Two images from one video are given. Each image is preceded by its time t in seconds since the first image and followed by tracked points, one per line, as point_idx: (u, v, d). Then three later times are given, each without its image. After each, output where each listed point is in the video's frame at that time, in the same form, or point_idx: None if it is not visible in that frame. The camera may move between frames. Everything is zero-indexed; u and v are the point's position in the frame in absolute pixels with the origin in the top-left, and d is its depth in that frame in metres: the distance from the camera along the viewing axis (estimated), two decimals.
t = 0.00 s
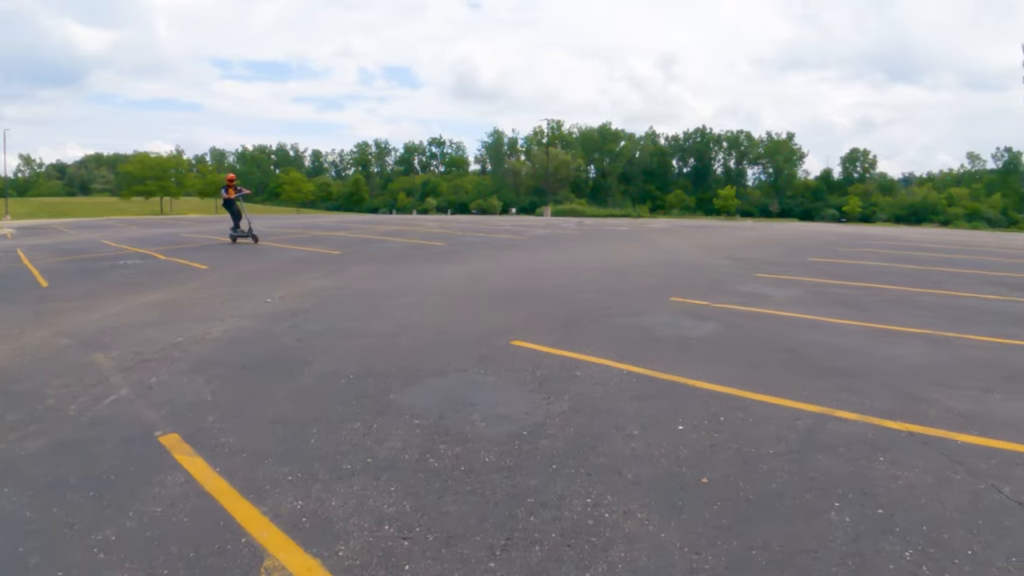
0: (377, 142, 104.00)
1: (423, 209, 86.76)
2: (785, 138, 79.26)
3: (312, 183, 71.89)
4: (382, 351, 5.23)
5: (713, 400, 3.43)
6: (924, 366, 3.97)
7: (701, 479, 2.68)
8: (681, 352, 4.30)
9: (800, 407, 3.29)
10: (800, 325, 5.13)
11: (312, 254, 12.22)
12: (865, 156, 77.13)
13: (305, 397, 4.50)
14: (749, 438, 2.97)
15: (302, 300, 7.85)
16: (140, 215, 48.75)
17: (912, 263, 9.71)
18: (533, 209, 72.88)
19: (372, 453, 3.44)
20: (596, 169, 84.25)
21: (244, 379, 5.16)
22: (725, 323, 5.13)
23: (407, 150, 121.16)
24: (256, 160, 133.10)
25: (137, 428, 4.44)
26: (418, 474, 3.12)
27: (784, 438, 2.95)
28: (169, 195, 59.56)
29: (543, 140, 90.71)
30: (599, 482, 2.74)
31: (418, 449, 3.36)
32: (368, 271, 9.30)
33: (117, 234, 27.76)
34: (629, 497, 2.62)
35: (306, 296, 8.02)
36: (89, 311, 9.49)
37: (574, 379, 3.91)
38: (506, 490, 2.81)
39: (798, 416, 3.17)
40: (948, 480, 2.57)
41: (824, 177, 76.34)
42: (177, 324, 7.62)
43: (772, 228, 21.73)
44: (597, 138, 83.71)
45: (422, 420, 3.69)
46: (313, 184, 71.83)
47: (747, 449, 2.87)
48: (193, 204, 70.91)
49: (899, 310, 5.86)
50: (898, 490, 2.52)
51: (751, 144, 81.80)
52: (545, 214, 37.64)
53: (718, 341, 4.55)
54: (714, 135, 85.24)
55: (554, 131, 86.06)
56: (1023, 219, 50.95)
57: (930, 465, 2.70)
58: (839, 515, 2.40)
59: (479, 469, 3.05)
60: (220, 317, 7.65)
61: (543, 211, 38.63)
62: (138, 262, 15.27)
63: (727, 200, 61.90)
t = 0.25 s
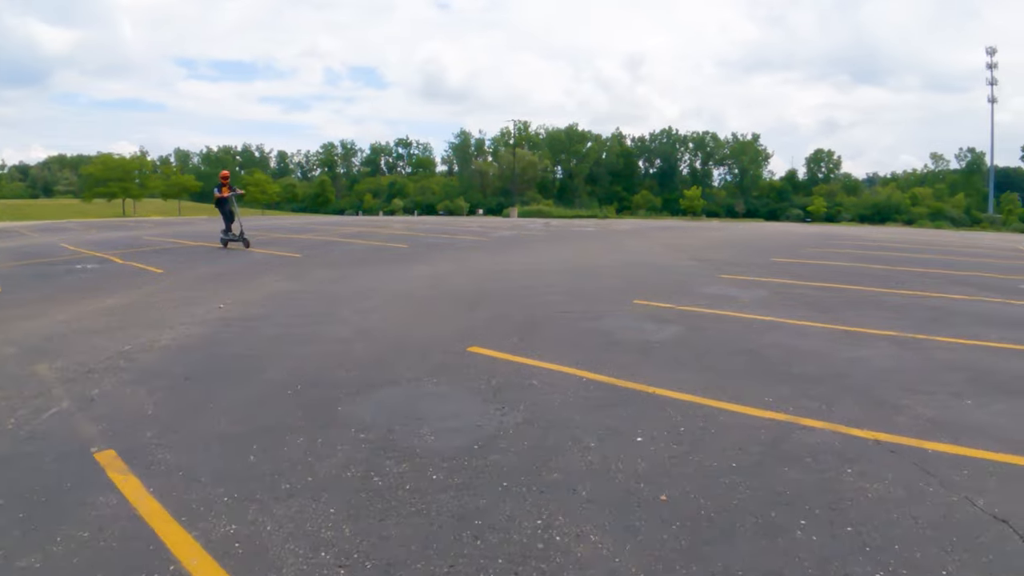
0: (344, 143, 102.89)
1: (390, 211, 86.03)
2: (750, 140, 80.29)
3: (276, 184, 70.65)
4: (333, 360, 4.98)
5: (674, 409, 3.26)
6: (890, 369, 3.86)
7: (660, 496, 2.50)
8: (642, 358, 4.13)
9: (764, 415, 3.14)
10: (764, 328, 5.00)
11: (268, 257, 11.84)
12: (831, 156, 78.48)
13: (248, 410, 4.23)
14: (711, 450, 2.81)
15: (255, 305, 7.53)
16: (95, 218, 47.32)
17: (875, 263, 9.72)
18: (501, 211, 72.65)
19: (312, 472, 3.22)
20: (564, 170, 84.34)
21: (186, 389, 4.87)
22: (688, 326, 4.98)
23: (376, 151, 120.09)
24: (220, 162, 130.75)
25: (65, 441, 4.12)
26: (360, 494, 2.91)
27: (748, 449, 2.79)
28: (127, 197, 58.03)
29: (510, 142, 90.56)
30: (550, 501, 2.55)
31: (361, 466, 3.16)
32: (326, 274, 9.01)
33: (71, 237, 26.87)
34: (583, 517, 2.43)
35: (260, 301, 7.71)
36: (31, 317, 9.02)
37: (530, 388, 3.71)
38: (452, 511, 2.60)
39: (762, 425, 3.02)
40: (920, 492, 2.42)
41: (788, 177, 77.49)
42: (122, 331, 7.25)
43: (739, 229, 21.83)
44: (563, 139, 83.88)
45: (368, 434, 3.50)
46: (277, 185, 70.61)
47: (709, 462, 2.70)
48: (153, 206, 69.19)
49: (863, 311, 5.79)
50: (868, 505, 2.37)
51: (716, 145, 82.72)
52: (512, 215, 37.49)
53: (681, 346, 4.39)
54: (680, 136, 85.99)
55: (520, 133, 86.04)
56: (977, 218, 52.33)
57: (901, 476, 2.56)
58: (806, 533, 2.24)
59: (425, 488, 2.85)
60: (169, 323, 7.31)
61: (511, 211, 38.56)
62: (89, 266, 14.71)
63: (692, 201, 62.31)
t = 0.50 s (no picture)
0: (309, 145, 101.58)
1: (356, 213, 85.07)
2: (714, 141, 81.16)
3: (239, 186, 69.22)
4: (280, 376, 4.71)
5: (635, 425, 3.08)
6: (857, 378, 3.74)
7: (616, 525, 2.33)
8: (604, 368, 3.95)
9: (727, 429, 2.99)
10: (728, 335, 4.87)
11: (222, 264, 11.42)
12: (796, 156, 79.61)
13: (185, 431, 3.96)
14: (672, 471, 2.64)
15: (206, 314, 7.20)
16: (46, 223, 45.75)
17: (839, 265, 9.73)
18: (468, 213, 72.23)
19: (247, 501, 3.00)
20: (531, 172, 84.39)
21: (123, 407, 4.56)
22: (651, 334, 4.82)
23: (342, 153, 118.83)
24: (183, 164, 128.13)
25: None
26: (296, 527, 2.69)
27: (711, 470, 2.63)
28: (82, 202, 56.34)
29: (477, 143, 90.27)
30: (498, 534, 2.36)
31: (300, 495, 2.96)
32: (282, 281, 8.70)
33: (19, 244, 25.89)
34: (534, 552, 2.23)
35: (211, 310, 7.38)
36: None
37: (485, 404, 3.52)
38: (391, 546, 2.39)
39: (726, 442, 2.86)
40: (893, 516, 2.29)
41: (752, 178, 78.50)
42: (62, 344, 6.86)
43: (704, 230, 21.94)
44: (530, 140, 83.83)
45: (309, 457, 3.34)
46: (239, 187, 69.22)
47: (670, 485, 2.54)
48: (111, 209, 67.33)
49: (827, 316, 5.71)
50: (839, 531, 2.22)
51: (681, 145, 83.44)
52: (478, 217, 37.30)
53: (643, 355, 4.22)
54: (646, 137, 86.54)
55: (486, 134, 85.86)
56: (937, 217, 53.48)
57: (874, 497, 2.42)
58: (772, 565, 2.08)
59: (366, 521, 2.64)
60: (114, 335, 6.95)
61: (479, 214, 38.41)
62: (34, 274, 14.08)
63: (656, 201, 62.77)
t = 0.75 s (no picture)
0: (267, 145, 99.59)
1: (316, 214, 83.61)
2: (676, 140, 81.79)
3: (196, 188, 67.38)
4: (222, 394, 4.48)
5: (587, 449, 3.06)
6: (813, 397, 3.75)
7: (564, 567, 2.26)
8: (558, 385, 3.87)
9: (683, 453, 3.02)
10: (684, 344, 4.84)
11: (167, 271, 10.97)
12: (757, 159, 80.68)
13: (114, 460, 3.67)
14: (624, 503, 2.61)
15: (151, 327, 6.86)
16: None
17: (792, 267, 9.82)
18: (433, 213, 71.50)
19: (172, 543, 2.75)
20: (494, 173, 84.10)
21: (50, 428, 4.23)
22: (608, 344, 4.74)
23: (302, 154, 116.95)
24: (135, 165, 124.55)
25: None
26: (221, 573, 2.50)
27: (667, 500, 2.61)
28: (31, 204, 54.17)
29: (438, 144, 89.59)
30: None
31: (228, 534, 2.78)
32: (232, 289, 8.38)
33: None
34: None
35: (157, 322, 7.04)
36: None
37: (432, 429, 3.47)
38: None
39: (684, 469, 2.87)
40: (858, 550, 2.31)
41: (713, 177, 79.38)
42: None
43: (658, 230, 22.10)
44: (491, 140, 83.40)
45: (241, 492, 3.16)
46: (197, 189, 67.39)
47: (620, 518, 2.49)
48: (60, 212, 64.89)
49: (782, 322, 5.76)
50: (800, 568, 2.22)
51: (641, 145, 83.95)
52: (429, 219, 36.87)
53: (598, 370, 4.16)
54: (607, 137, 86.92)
55: (446, 135, 85.25)
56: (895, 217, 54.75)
57: (838, 530, 2.45)
58: None
59: (297, 565, 2.51)
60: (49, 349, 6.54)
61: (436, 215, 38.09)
62: None
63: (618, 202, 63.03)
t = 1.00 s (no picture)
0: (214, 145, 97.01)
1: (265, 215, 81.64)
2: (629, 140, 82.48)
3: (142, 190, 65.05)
4: (146, 409, 4.21)
5: (522, 468, 3.07)
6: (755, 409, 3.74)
7: None
8: (496, 402, 3.83)
9: (622, 468, 3.05)
10: (628, 352, 4.78)
11: (98, 279, 10.44)
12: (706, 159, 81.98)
13: (30, 485, 3.25)
14: (557, 527, 2.59)
15: (77, 336, 6.45)
16: None
17: (738, 267, 9.85)
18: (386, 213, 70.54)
19: None
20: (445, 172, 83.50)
21: None
22: (549, 354, 4.67)
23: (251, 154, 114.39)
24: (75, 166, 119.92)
25: None
26: None
27: (602, 524, 2.61)
28: None
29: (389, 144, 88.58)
30: None
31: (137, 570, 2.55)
32: (168, 297, 8.00)
33: None
34: None
35: (85, 332, 6.62)
36: None
37: (360, 447, 3.40)
38: None
39: (621, 488, 2.88)
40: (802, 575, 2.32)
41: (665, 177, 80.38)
42: None
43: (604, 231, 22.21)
44: (442, 140, 82.67)
45: (156, 519, 2.90)
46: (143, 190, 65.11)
47: (552, 546, 2.48)
48: None
49: (726, 323, 5.75)
50: None
51: (592, 145, 84.34)
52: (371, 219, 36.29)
53: (536, 382, 4.11)
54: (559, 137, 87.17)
55: (397, 134, 84.26)
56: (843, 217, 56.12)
57: (781, 553, 2.45)
58: None
59: None
60: None
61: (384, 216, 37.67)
62: None
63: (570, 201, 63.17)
